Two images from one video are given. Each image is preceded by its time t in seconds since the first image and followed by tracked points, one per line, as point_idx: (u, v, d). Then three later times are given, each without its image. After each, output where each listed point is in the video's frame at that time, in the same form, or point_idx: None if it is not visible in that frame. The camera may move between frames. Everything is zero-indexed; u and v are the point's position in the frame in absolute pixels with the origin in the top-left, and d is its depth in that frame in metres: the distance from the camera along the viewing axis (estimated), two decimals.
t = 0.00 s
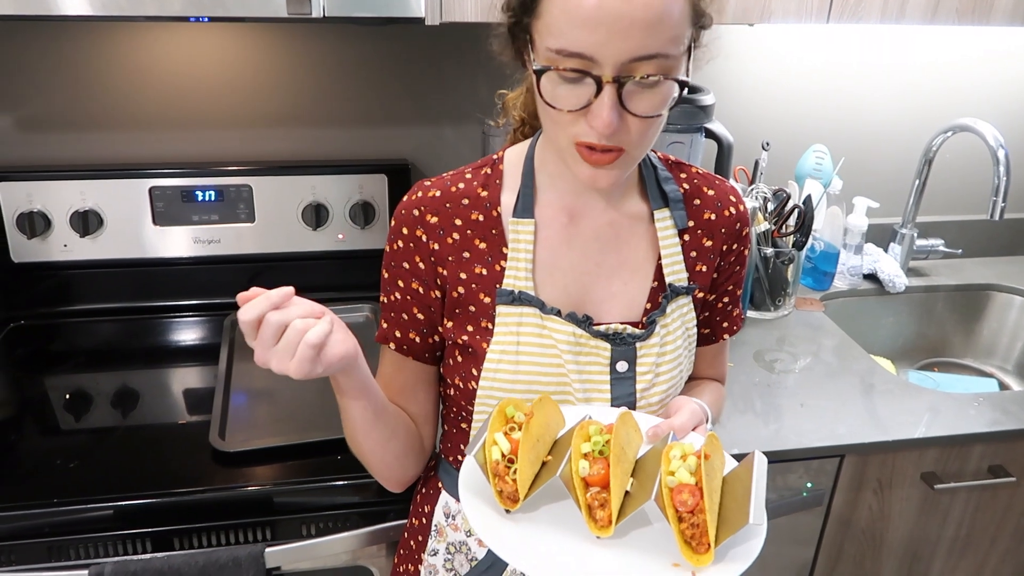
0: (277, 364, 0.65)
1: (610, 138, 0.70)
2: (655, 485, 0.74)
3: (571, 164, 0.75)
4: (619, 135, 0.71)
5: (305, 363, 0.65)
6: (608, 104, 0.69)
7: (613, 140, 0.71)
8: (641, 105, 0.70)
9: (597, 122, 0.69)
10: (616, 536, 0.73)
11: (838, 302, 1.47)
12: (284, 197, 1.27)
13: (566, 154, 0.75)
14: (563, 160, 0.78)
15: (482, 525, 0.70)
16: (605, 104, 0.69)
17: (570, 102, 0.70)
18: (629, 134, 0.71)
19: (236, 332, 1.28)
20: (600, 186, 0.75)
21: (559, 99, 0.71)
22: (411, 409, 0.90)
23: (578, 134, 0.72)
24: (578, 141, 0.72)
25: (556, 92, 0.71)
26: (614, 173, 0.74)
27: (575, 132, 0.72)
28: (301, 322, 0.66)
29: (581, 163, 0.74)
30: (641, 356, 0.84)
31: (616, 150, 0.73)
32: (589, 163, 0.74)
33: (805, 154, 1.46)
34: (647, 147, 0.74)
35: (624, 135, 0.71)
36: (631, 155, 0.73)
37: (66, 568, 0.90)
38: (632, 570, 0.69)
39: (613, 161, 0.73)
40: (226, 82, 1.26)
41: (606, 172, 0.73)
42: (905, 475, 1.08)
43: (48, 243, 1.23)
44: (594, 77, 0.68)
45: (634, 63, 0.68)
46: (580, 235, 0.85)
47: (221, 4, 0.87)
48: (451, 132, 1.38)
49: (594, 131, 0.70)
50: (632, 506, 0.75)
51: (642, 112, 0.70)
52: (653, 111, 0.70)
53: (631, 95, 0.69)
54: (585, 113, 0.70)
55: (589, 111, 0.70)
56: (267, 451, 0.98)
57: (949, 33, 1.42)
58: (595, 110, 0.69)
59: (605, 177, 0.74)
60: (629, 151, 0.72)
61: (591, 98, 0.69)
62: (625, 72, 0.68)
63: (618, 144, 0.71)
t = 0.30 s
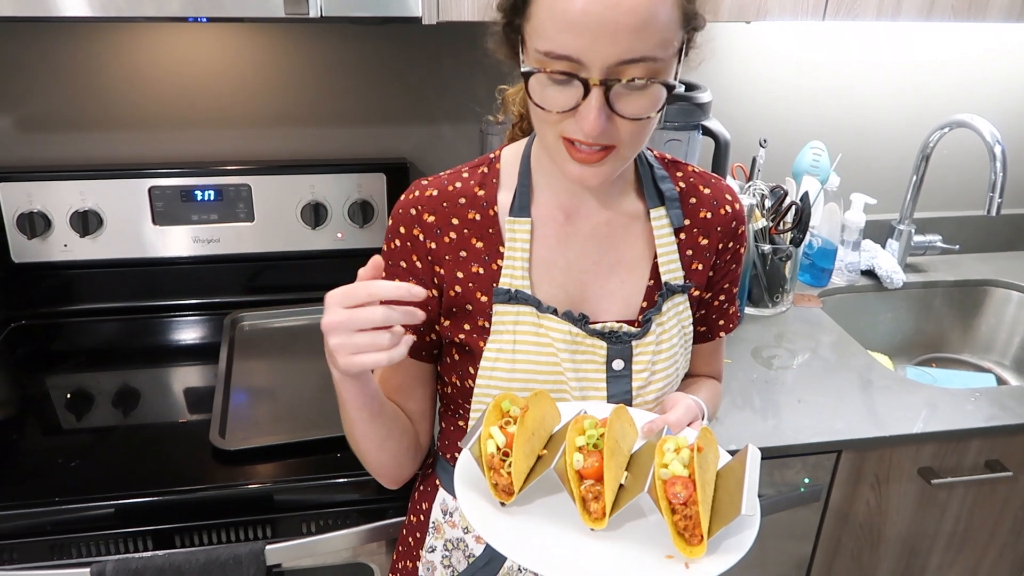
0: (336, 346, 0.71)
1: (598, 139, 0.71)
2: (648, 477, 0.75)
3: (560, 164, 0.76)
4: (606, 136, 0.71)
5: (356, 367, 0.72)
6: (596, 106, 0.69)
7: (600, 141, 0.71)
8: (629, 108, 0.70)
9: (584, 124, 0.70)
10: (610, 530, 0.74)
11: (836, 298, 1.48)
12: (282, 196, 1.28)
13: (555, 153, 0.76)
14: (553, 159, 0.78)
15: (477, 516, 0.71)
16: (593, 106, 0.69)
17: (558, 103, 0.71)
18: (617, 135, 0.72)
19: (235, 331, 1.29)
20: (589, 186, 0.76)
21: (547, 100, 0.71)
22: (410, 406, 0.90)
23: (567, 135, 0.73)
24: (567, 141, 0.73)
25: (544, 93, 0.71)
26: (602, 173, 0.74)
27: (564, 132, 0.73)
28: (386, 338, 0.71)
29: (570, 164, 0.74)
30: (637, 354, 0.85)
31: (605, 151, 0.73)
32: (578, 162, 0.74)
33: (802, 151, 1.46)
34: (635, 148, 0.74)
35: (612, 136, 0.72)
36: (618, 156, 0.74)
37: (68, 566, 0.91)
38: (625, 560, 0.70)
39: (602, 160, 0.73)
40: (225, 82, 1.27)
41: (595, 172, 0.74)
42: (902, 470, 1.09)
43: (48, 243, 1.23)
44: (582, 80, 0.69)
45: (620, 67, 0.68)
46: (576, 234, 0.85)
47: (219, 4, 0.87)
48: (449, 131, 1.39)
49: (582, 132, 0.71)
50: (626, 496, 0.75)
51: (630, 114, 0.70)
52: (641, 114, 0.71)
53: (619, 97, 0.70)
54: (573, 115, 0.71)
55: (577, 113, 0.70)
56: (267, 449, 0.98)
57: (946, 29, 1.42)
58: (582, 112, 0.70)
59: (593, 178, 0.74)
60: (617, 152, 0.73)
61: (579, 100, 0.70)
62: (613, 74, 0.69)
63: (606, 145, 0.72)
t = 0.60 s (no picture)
0: (355, 334, 0.70)
1: (587, 140, 0.72)
2: (647, 473, 0.75)
3: (551, 163, 0.77)
4: (595, 138, 0.72)
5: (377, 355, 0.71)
6: (585, 108, 0.70)
7: (590, 143, 0.72)
8: (618, 111, 0.71)
9: (573, 126, 0.71)
10: (610, 525, 0.75)
11: (832, 296, 1.49)
12: (281, 196, 1.29)
13: (546, 152, 0.77)
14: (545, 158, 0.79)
15: (478, 514, 0.72)
16: (582, 108, 0.70)
17: (549, 104, 0.72)
18: (607, 137, 0.73)
19: (235, 330, 1.30)
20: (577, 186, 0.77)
21: (539, 100, 0.72)
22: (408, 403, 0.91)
23: (557, 136, 0.73)
24: (557, 142, 0.74)
25: (536, 93, 0.72)
26: (592, 174, 0.75)
27: (554, 133, 0.74)
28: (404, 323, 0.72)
29: (560, 164, 0.75)
30: (633, 352, 0.86)
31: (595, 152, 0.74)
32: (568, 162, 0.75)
33: (798, 149, 1.46)
34: (626, 150, 0.75)
35: (601, 138, 0.73)
36: (608, 158, 0.75)
37: (68, 564, 0.91)
38: (624, 556, 0.70)
39: (592, 161, 0.74)
40: (223, 83, 1.27)
41: (585, 173, 0.75)
42: (898, 465, 1.09)
43: (48, 244, 1.24)
44: (572, 82, 0.70)
45: (611, 71, 0.69)
46: (571, 232, 0.86)
47: (217, 6, 0.88)
48: (447, 130, 1.39)
49: (571, 133, 0.72)
50: (626, 493, 0.75)
51: (619, 118, 0.71)
52: (630, 118, 0.72)
53: (609, 101, 0.70)
54: (563, 116, 0.72)
55: (567, 114, 0.71)
56: (266, 447, 0.99)
57: (941, 28, 1.43)
58: (572, 114, 0.71)
59: (583, 178, 0.75)
60: (605, 154, 0.74)
61: (570, 102, 0.71)
62: (603, 78, 0.69)
63: (595, 146, 0.73)
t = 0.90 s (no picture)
0: (318, 312, 0.70)
1: (589, 124, 0.72)
2: (647, 471, 0.76)
3: (553, 154, 0.76)
4: (598, 122, 0.72)
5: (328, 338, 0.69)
6: (587, 90, 0.70)
7: (592, 127, 0.72)
8: (620, 94, 0.71)
9: (576, 108, 0.71)
10: (610, 522, 0.75)
11: (831, 294, 1.49)
12: (281, 194, 1.29)
13: (548, 142, 0.76)
14: (547, 151, 0.79)
15: (479, 511, 0.72)
16: (585, 90, 0.70)
17: (551, 89, 0.72)
18: (608, 123, 0.73)
19: (235, 328, 1.30)
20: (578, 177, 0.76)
21: (540, 85, 0.72)
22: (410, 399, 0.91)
23: (559, 122, 0.73)
24: (559, 129, 0.74)
25: (537, 79, 0.73)
26: (595, 162, 0.75)
27: (556, 119, 0.73)
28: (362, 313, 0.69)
29: (562, 152, 0.75)
30: (632, 351, 0.86)
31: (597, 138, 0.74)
32: (570, 150, 0.75)
33: (797, 148, 1.47)
34: (629, 137, 0.75)
35: (603, 122, 0.73)
36: (611, 144, 0.74)
37: (69, 559, 0.92)
38: (625, 553, 0.71)
39: (594, 148, 0.74)
40: (224, 81, 1.28)
41: (587, 160, 0.74)
42: (895, 462, 1.10)
43: (49, 241, 1.24)
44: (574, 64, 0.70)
45: (614, 51, 0.69)
46: (571, 230, 0.86)
47: (217, 3, 0.88)
48: (446, 128, 1.40)
49: (574, 117, 0.72)
50: (626, 490, 0.75)
51: (622, 100, 0.71)
52: (632, 101, 0.72)
53: (610, 83, 0.71)
54: (565, 101, 0.72)
55: (569, 98, 0.71)
56: (266, 443, 0.99)
57: (939, 27, 1.44)
58: (574, 97, 0.71)
59: (586, 166, 0.75)
60: (608, 141, 0.74)
61: (572, 85, 0.71)
62: (605, 58, 0.70)
63: (598, 131, 0.73)
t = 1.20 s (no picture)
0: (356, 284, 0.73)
1: (616, 96, 0.72)
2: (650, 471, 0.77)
3: (575, 136, 0.76)
4: (623, 94, 0.72)
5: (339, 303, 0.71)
6: (612, 60, 0.71)
7: (618, 99, 0.72)
8: (642, 63, 0.72)
9: (602, 79, 0.71)
10: (613, 522, 0.75)
11: (828, 296, 1.50)
12: (282, 193, 1.30)
13: (568, 125, 0.76)
14: (563, 137, 0.79)
15: (482, 511, 0.73)
16: (610, 61, 0.71)
17: (573, 64, 0.73)
18: (632, 95, 0.73)
19: (235, 327, 1.31)
20: (606, 156, 0.76)
21: (561, 63, 0.73)
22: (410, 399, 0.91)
23: (582, 99, 0.73)
24: (583, 106, 0.74)
25: (558, 56, 0.73)
26: (620, 137, 0.75)
27: (579, 97, 0.73)
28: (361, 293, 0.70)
29: (587, 131, 0.75)
30: (632, 352, 0.87)
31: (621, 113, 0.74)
32: (595, 127, 0.74)
33: (795, 149, 1.48)
34: (650, 111, 0.75)
35: (628, 95, 0.73)
36: (635, 119, 0.75)
37: (69, 556, 0.92)
38: (628, 553, 0.71)
39: (619, 122, 0.74)
40: (225, 80, 1.28)
41: (612, 135, 0.74)
42: (891, 463, 1.10)
43: (50, 240, 1.25)
44: (596, 36, 0.71)
45: (635, 19, 0.71)
46: (572, 232, 0.87)
47: (220, 3, 0.89)
48: (446, 128, 1.40)
49: (600, 90, 0.72)
50: (628, 491, 0.76)
51: (644, 70, 0.72)
52: (654, 71, 0.73)
53: (632, 53, 0.72)
54: (589, 76, 0.72)
55: (593, 72, 0.72)
56: (266, 442, 1.00)
57: (936, 30, 1.44)
58: (599, 69, 0.71)
59: (611, 141, 0.75)
60: (633, 114, 0.74)
61: (595, 59, 0.72)
62: (625, 28, 0.71)
63: (623, 104, 0.73)
